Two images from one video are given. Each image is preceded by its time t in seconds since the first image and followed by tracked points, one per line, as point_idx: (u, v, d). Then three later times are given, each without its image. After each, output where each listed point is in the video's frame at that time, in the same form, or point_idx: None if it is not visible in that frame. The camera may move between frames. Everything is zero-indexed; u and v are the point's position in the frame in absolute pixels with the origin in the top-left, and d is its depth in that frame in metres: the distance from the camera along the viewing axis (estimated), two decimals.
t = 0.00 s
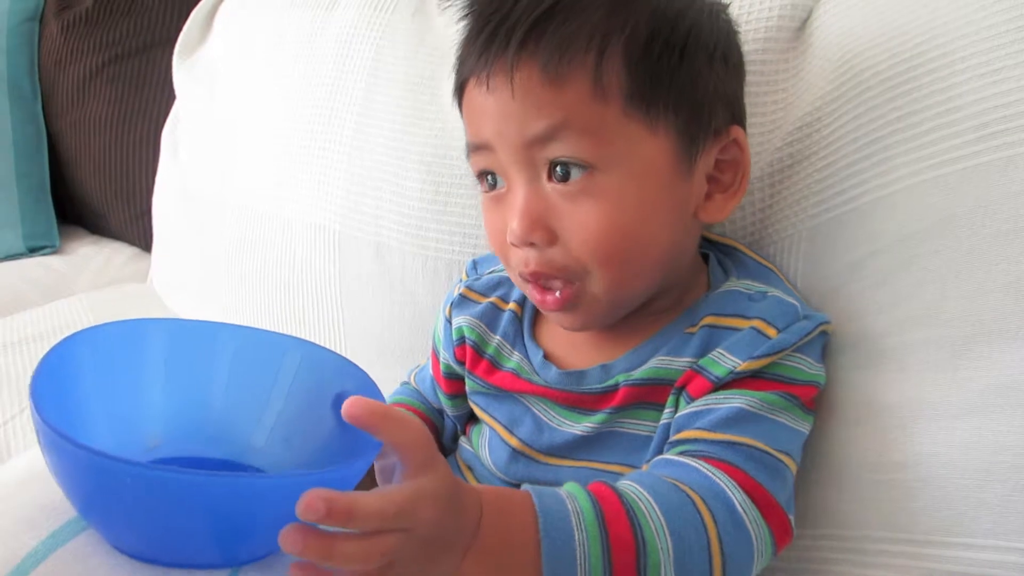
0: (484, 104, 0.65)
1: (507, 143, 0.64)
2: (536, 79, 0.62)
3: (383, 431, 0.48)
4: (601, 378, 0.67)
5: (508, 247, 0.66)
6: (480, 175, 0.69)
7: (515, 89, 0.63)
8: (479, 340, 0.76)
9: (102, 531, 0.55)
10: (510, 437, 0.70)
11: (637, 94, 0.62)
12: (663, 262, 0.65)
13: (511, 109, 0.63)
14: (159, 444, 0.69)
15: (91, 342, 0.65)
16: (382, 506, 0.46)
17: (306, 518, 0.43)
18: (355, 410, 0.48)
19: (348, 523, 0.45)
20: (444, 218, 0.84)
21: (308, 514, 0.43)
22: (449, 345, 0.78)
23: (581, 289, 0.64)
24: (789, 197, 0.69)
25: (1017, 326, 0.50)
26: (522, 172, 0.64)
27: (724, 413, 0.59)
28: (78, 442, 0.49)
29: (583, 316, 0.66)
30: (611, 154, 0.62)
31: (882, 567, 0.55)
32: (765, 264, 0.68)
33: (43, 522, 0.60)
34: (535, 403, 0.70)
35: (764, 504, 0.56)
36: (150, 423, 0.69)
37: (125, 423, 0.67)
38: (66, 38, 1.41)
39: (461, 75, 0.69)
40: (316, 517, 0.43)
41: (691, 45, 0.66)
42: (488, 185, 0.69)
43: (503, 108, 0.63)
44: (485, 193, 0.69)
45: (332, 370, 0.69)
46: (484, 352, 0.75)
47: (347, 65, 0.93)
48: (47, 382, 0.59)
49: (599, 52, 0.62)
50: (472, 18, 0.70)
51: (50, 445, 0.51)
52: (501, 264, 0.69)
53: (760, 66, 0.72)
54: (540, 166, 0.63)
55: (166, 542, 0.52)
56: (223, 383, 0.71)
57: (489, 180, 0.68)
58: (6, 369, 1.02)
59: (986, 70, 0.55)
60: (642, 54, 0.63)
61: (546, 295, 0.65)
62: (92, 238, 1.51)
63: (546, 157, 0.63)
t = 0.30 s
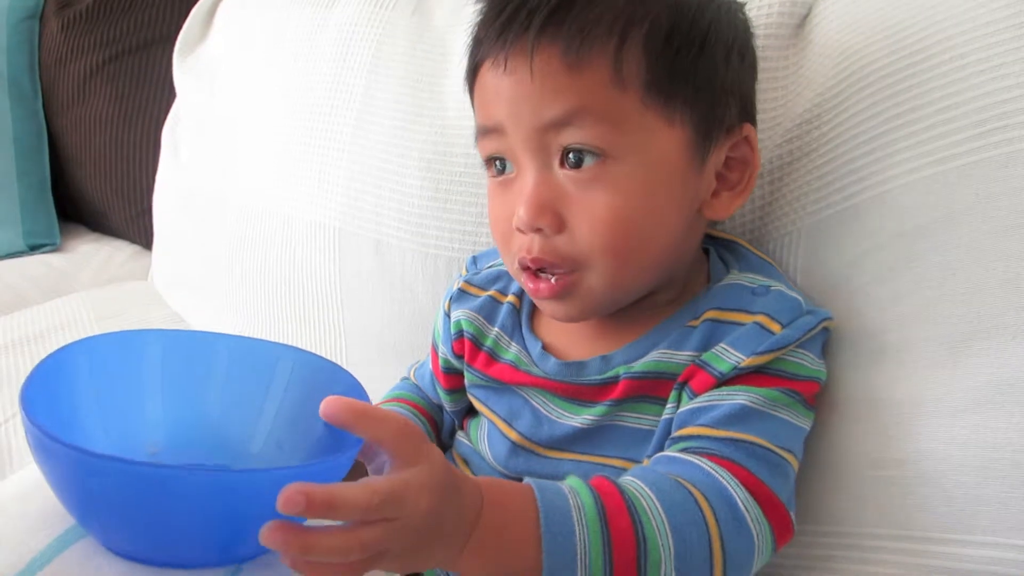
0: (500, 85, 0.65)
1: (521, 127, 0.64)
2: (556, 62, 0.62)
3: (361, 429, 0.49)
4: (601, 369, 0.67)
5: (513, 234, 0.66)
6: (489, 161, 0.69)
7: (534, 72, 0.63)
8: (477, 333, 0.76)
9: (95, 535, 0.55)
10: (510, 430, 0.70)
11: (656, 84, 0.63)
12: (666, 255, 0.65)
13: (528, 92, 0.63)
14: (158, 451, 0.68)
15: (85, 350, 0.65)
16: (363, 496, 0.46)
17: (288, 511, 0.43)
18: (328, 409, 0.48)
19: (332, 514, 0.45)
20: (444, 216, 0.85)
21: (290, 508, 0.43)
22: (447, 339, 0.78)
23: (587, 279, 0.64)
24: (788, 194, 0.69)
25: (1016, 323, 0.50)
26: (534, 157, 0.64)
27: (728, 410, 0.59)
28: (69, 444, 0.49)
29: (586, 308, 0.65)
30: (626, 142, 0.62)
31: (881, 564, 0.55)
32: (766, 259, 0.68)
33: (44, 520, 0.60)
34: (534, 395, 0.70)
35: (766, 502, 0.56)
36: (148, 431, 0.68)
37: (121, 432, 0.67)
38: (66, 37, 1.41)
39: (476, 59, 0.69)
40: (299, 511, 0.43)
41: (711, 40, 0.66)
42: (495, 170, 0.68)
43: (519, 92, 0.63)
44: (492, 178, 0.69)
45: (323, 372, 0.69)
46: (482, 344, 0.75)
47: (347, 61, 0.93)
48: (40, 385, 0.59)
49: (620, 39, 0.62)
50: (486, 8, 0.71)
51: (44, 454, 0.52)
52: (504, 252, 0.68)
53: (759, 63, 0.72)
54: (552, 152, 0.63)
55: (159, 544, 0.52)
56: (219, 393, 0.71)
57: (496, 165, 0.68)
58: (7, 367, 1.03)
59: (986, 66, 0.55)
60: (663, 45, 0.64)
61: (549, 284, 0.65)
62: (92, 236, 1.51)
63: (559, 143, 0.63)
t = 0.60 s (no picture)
0: (508, 78, 0.65)
1: (529, 123, 0.63)
2: (567, 58, 0.62)
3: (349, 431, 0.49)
4: (600, 364, 0.67)
5: (517, 231, 0.65)
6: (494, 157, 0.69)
7: (544, 68, 0.62)
8: (475, 329, 0.76)
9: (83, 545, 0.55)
10: (508, 427, 0.70)
11: (666, 81, 0.63)
12: (672, 253, 0.65)
13: (536, 88, 0.63)
14: (146, 461, 0.69)
15: (72, 364, 0.65)
16: (357, 497, 0.46)
17: (280, 513, 0.44)
18: (316, 413, 0.49)
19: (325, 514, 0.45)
20: (442, 217, 0.84)
21: (282, 510, 0.44)
22: (444, 337, 0.78)
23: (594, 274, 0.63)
24: (788, 192, 0.69)
25: (1015, 321, 0.50)
26: (541, 153, 0.64)
27: (732, 409, 0.58)
28: (53, 456, 0.49)
29: (593, 303, 0.65)
30: (635, 138, 0.62)
31: (881, 564, 0.54)
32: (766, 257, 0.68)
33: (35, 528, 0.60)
34: (531, 390, 0.70)
35: (771, 502, 0.56)
36: (138, 442, 0.69)
37: (112, 443, 0.68)
38: (65, 38, 1.41)
39: (482, 55, 0.69)
40: (291, 512, 0.44)
41: (721, 39, 0.66)
42: (500, 167, 0.68)
43: (527, 88, 0.63)
44: (496, 175, 0.69)
45: (310, 381, 0.69)
46: (480, 340, 0.75)
47: (345, 60, 0.93)
48: (26, 402, 0.59)
49: (631, 35, 0.62)
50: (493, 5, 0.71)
51: (32, 468, 0.52)
52: (507, 250, 0.68)
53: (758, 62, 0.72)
54: (560, 149, 0.63)
55: (149, 555, 0.52)
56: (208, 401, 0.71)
57: (501, 162, 0.68)
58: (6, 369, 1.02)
59: (984, 64, 0.55)
60: (673, 42, 0.64)
61: (554, 281, 0.64)
62: (92, 237, 1.51)
63: (568, 140, 0.63)
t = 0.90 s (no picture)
0: (522, 75, 0.64)
1: (547, 119, 0.63)
2: (585, 49, 0.62)
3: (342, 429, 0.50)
4: (602, 362, 0.67)
5: (538, 230, 0.65)
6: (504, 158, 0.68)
7: (563, 61, 0.62)
8: (474, 330, 0.76)
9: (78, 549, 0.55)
10: (511, 427, 0.70)
11: (683, 70, 0.63)
12: (692, 244, 0.65)
13: (553, 84, 0.62)
14: (141, 461, 0.69)
15: (62, 365, 0.66)
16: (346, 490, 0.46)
17: (267, 506, 0.44)
18: (309, 415, 0.50)
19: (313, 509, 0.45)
20: (441, 215, 0.84)
21: (269, 502, 0.44)
22: (444, 338, 0.78)
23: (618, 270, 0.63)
24: (787, 191, 0.69)
25: (1014, 318, 0.50)
26: (560, 150, 0.63)
27: (734, 399, 0.58)
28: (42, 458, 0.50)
29: (615, 300, 0.65)
30: (654, 130, 0.62)
31: (882, 561, 0.54)
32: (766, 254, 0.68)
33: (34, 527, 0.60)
34: (532, 389, 0.70)
35: (776, 490, 0.56)
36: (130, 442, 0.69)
37: (103, 443, 0.68)
38: (65, 37, 1.41)
39: (488, 54, 0.68)
40: (277, 505, 0.44)
41: (728, 36, 0.67)
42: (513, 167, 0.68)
43: (542, 84, 0.63)
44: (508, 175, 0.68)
45: (303, 379, 0.70)
46: (480, 340, 0.75)
47: (344, 59, 0.93)
48: (16, 401, 0.59)
49: (647, 25, 0.63)
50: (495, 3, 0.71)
51: (23, 469, 0.52)
52: (526, 248, 0.67)
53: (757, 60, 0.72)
54: (579, 144, 0.63)
55: (143, 556, 0.52)
56: (200, 401, 0.72)
57: (515, 162, 0.67)
58: (6, 369, 1.03)
59: (982, 62, 0.55)
60: (688, 33, 0.64)
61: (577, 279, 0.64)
62: (93, 237, 1.51)
63: (587, 135, 0.62)
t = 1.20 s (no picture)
0: (537, 81, 0.64)
1: (570, 124, 0.62)
2: (607, 51, 0.62)
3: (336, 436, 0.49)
4: (599, 364, 0.67)
5: (563, 235, 0.64)
6: (518, 166, 0.68)
7: (587, 64, 0.62)
8: (472, 332, 0.76)
9: (71, 552, 0.55)
10: (509, 429, 0.70)
11: (697, 69, 0.64)
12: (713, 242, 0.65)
13: (570, 88, 0.62)
14: (133, 462, 0.69)
15: (58, 364, 0.66)
16: (352, 480, 0.47)
17: (275, 489, 0.44)
18: (301, 423, 0.49)
19: (316, 497, 0.45)
20: (439, 216, 0.85)
21: (277, 485, 0.44)
22: (441, 340, 0.78)
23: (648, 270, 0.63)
24: (784, 191, 0.69)
25: (1011, 318, 0.50)
26: (584, 154, 0.63)
27: (730, 399, 0.58)
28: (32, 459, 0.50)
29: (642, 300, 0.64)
30: (676, 128, 0.63)
31: (879, 561, 0.54)
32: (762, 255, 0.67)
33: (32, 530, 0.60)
34: (530, 391, 0.70)
35: (773, 487, 0.55)
36: (123, 443, 0.69)
37: (96, 446, 0.68)
38: (62, 38, 1.41)
39: (494, 62, 0.68)
40: (285, 489, 0.44)
41: (726, 53, 0.66)
42: (528, 173, 0.67)
43: (559, 88, 0.62)
44: (523, 182, 0.67)
45: (296, 381, 0.70)
46: (477, 343, 0.75)
47: (341, 61, 0.93)
48: (11, 405, 0.59)
49: (661, 26, 0.63)
50: (494, 8, 0.72)
51: (17, 472, 0.52)
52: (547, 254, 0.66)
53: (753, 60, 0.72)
54: (603, 147, 0.62)
55: (133, 560, 0.52)
56: (193, 402, 0.72)
57: (531, 168, 0.67)
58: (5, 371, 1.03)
59: (978, 61, 0.55)
60: (697, 32, 0.65)
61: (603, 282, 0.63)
62: (91, 238, 1.51)
63: (610, 137, 0.62)
